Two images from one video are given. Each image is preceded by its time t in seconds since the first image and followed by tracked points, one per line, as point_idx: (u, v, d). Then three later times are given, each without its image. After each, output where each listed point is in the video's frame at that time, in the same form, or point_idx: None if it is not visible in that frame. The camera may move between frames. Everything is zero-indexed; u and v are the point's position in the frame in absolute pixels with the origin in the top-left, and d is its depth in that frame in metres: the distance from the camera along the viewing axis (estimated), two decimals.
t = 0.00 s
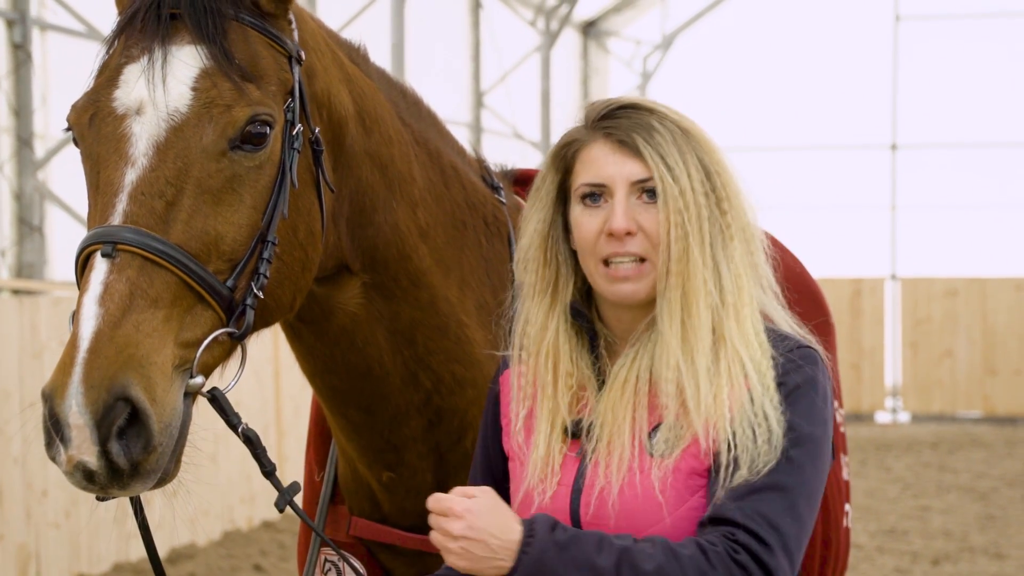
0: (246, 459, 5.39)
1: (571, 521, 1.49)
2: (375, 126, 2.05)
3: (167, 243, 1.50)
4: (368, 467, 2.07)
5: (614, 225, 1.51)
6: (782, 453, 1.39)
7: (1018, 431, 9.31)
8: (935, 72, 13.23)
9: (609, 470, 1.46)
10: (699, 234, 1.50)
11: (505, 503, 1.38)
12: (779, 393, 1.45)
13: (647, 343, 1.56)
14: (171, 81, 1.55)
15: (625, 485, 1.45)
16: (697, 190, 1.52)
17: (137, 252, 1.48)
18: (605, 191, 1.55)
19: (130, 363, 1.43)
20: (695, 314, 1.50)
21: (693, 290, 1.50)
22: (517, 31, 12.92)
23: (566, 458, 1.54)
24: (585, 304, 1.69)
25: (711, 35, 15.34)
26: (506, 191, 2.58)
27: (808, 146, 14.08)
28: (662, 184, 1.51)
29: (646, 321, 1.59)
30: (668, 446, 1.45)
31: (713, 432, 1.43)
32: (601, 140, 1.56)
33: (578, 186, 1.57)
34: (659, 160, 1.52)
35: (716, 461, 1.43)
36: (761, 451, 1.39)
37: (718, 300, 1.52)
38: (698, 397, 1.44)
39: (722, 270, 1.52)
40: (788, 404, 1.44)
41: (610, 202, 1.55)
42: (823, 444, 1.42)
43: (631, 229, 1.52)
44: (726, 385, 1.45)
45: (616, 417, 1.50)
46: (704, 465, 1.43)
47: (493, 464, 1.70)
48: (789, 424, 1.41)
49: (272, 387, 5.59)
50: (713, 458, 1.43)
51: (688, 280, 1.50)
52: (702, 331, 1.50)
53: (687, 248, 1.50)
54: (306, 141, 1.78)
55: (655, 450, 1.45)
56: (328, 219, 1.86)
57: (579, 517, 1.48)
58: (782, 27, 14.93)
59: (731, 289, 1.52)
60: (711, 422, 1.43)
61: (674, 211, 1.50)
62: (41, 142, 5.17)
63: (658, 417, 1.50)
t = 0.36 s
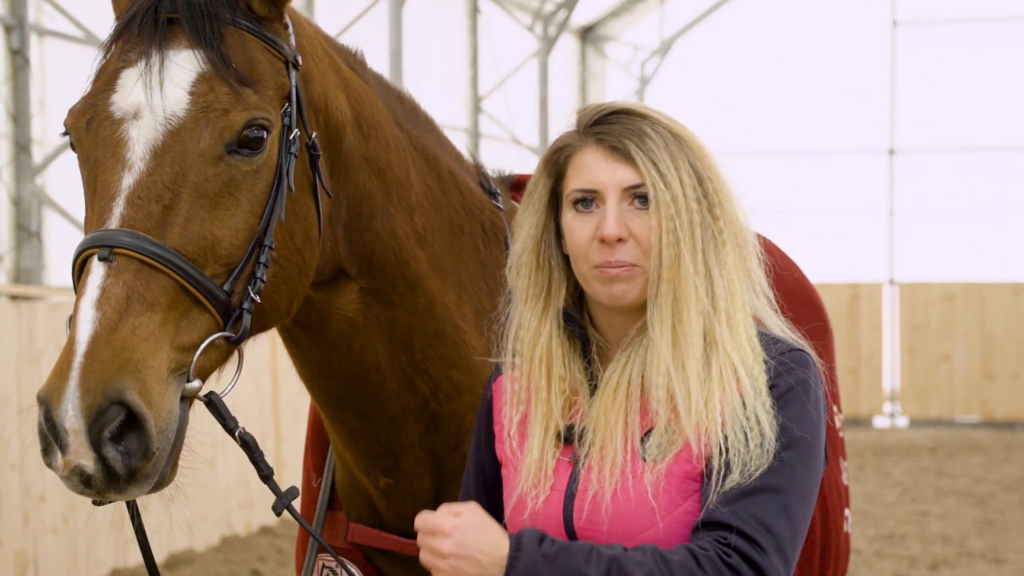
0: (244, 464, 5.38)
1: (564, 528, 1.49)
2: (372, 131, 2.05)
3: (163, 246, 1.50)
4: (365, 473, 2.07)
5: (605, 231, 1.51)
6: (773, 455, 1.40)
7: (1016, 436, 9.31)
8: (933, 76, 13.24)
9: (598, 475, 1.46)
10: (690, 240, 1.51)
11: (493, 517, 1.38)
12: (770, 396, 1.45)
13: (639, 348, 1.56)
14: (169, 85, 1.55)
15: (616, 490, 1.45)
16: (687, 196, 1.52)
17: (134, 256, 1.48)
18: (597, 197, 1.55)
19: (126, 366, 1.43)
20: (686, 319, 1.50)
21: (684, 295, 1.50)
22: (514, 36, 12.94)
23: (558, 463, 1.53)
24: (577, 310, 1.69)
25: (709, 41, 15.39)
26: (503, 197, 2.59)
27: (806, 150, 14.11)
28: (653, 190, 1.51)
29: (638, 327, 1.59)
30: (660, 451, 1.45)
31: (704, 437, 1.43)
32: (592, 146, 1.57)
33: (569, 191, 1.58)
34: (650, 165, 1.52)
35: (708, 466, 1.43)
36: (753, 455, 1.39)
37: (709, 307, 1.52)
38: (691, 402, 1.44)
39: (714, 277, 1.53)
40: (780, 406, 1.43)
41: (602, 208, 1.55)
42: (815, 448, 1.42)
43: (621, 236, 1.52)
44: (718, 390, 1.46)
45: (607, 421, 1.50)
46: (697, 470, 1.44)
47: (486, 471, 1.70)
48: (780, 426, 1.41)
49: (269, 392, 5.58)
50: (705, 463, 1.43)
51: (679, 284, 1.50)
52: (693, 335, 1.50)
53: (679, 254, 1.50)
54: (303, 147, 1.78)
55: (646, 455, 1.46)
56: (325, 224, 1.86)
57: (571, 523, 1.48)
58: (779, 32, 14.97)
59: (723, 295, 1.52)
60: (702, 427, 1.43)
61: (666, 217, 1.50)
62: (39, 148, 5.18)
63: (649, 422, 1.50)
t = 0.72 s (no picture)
0: (243, 467, 5.38)
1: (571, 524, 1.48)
2: (372, 134, 2.06)
3: (163, 250, 1.51)
4: (365, 477, 2.07)
5: (625, 237, 1.50)
6: (790, 460, 1.39)
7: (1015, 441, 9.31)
8: (932, 81, 13.25)
9: (611, 470, 1.47)
10: (708, 247, 1.50)
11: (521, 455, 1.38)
12: (787, 400, 1.45)
13: (653, 349, 1.56)
14: (169, 89, 1.56)
15: (626, 487, 1.45)
16: (704, 198, 1.51)
17: (134, 260, 1.49)
18: (615, 204, 1.54)
19: (126, 371, 1.43)
20: (704, 317, 1.50)
21: (703, 300, 1.50)
22: (513, 40, 12.95)
23: (569, 461, 1.53)
24: (590, 310, 1.69)
25: (707, 45, 15.41)
26: (503, 201, 2.59)
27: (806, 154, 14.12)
28: (673, 197, 1.50)
29: (652, 329, 1.59)
30: (671, 447, 1.46)
31: (717, 438, 1.43)
32: (611, 151, 1.56)
33: (586, 196, 1.56)
34: (668, 170, 1.51)
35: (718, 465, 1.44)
36: (770, 457, 1.38)
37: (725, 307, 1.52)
38: (707, 404, 1.44)
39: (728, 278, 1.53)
40: (797, 407, 1.44)
41: (619, 214, 1.54)
42: (829, 452, 1.43)
43: (638, 243, 1.50)
44: (736, 391, 1.45)
45: (618, 419, 1.51)
46: (709, 464, 1.44)
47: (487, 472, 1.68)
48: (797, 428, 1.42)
49: (268, 395, 5.59)
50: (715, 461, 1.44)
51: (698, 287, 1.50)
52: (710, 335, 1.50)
53: (697, 261, 1.50)
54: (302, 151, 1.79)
55: (659, 449, 1.46)
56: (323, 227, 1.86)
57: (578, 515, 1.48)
58: (779, 36, 14.99)
59: (738, 297, 1.53)
60: (718, 429, 1.44)
61: (685, 223, 1.49)
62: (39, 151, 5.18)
63: (662, 417, 1.51)
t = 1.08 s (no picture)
0: (241, 471, 5.38)
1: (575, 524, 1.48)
2: (372, 138, 2.06)
3: (164, 255, 1.51)
4: (363, 481, 2.07)
5: (636, 229, 1.52)
6: (799, 462, 1.39)
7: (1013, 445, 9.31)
8: (930, 87, 13.26)
9: (617, 471, 1.46)
10: (718, 244, 1.52)
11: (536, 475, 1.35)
12: (796, 403, 1.45)
13: (663, 349, 1.56)
14: (169, 93, 1.56)
15: (633, 488, 1.45)
16: (714, 198, 1.52)
17: (135, 263, 1.49)
18: (627, 197, 1.56)
19: (127, 375, 1.43)
20: (711, 318, 1.51)
21: (713, 299, 1.51)
22: (513, 44, 12.98)
23: (576, 458, 1.53)
24: (599, 311, 1.69)
25: (705, 49, 15.44)
26: (502, 205, 2.59)
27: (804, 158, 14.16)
28: (687, 192, 1.52)
29: (662, 329, 1.59)
30: (680, 449, 1.45)
31: (727, 441, 1.43)
32: (628, 148, 1.58)
33: (599, 190, 1.58)
34: (682, 168, 1.53)
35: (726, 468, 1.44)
36: (779, 459, 1.38)
37: (731, 311, 1.52)
38: (717, 405, 1.45)
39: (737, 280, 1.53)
40: (804, 411, 1.44)
41: (631, 209, 1.56)
42: (835, 456, 1.43)
43: (649, 235, 1.52)
44: (745, 393, 1.46)
45: (627, 421, 1.50)
46: (718, 469, 1.44)
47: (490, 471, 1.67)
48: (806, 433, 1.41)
49: (267, 399, 5.58)
50: (724, 463, 1.43)
51: (707, 286, 1.51)
52: (720, 333, 1.50)
53: (706, 258, 1.51)
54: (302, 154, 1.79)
55: (668, 452, 1.46)
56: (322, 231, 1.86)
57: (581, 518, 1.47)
58: (778, 40, 15.01)
59: (745, 300, 1.53)
60: (728, 431, 1.44)
61: (696, 218, 1.51)
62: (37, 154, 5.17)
63: (671, 419, 1.51)
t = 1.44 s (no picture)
0: (241, 471, 5.38)
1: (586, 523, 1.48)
2: (371, 138, 2.06)
3: (165, 255, 1.51)
4: (362, 481, 2.07)
5: (643, 240, 1.52)
6: (822, 467, 1.43)
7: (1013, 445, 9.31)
8: (930, 86, 13.26)
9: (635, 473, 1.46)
10: (726, 248, 1.51)
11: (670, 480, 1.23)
12: (814, 405, 1.48)
13: (676, 351, 1.56)
14: (168, 93, 1.56)
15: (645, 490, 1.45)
16: (722, 202, 1.52)
17: (134, 262, 1.49)
18: (633, 206, 1.56)
19: (126, 373, 1.43)
20: (725, 320, 1.50)
21: (724, 303, 1.50)
22: (512, 44, 12.98)
23: (586, 460, 1.54)
24: (605, 311, 1.69)
25: (704, 48, 15.45)
26: (501, 206, 2.59)
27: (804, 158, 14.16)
28: (693, 198, 1.52)
29: (674, 333, 1.58)
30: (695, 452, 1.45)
31: (747, 443, 1.44)
32: (632, 155, 1.58)
33: (605, 201, 1.58)
34: (688, 174, 1.53)
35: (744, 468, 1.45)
36: (804, 461, 1.41)
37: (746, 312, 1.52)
38: (737, 406, 1.45)
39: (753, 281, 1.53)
40: (825, 415, 1.47)
41: (637, 217, 1.56)
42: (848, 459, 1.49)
43: (656, 244, 1.52)
44: (763, 396, 1.47)
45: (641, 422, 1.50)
46: (735, 468, 1.45)
47: (489, 473, 1.67)
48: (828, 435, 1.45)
49: (267, 400, 5.58)
50: (742, 463, 1.45)
51: (718, 289, 1.50)
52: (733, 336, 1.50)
53: (715, 263, 1.51)
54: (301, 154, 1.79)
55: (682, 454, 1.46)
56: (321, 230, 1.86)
57: (596, 519, 1.47)
58: (777, 40, 15.02)
59: (757, 301, 1.53)
60: (748, 432, 1.44)
61: (703, 226, 1.50)
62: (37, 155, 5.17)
63: (687, 420, 1.52)
